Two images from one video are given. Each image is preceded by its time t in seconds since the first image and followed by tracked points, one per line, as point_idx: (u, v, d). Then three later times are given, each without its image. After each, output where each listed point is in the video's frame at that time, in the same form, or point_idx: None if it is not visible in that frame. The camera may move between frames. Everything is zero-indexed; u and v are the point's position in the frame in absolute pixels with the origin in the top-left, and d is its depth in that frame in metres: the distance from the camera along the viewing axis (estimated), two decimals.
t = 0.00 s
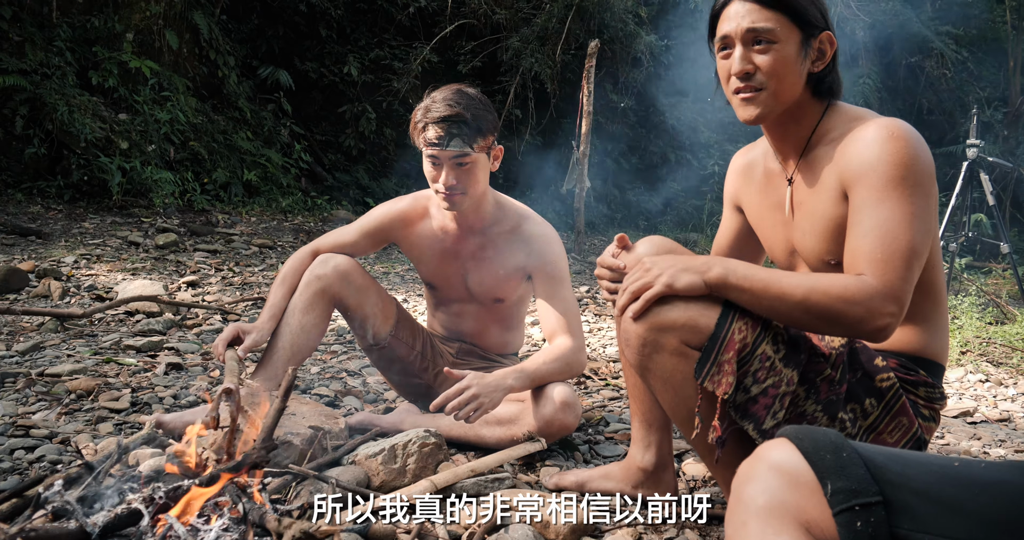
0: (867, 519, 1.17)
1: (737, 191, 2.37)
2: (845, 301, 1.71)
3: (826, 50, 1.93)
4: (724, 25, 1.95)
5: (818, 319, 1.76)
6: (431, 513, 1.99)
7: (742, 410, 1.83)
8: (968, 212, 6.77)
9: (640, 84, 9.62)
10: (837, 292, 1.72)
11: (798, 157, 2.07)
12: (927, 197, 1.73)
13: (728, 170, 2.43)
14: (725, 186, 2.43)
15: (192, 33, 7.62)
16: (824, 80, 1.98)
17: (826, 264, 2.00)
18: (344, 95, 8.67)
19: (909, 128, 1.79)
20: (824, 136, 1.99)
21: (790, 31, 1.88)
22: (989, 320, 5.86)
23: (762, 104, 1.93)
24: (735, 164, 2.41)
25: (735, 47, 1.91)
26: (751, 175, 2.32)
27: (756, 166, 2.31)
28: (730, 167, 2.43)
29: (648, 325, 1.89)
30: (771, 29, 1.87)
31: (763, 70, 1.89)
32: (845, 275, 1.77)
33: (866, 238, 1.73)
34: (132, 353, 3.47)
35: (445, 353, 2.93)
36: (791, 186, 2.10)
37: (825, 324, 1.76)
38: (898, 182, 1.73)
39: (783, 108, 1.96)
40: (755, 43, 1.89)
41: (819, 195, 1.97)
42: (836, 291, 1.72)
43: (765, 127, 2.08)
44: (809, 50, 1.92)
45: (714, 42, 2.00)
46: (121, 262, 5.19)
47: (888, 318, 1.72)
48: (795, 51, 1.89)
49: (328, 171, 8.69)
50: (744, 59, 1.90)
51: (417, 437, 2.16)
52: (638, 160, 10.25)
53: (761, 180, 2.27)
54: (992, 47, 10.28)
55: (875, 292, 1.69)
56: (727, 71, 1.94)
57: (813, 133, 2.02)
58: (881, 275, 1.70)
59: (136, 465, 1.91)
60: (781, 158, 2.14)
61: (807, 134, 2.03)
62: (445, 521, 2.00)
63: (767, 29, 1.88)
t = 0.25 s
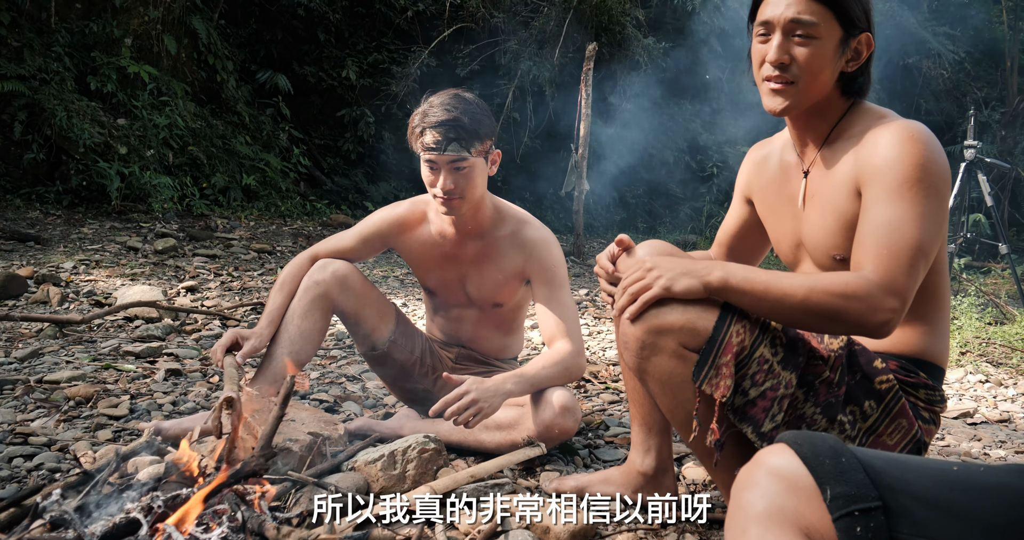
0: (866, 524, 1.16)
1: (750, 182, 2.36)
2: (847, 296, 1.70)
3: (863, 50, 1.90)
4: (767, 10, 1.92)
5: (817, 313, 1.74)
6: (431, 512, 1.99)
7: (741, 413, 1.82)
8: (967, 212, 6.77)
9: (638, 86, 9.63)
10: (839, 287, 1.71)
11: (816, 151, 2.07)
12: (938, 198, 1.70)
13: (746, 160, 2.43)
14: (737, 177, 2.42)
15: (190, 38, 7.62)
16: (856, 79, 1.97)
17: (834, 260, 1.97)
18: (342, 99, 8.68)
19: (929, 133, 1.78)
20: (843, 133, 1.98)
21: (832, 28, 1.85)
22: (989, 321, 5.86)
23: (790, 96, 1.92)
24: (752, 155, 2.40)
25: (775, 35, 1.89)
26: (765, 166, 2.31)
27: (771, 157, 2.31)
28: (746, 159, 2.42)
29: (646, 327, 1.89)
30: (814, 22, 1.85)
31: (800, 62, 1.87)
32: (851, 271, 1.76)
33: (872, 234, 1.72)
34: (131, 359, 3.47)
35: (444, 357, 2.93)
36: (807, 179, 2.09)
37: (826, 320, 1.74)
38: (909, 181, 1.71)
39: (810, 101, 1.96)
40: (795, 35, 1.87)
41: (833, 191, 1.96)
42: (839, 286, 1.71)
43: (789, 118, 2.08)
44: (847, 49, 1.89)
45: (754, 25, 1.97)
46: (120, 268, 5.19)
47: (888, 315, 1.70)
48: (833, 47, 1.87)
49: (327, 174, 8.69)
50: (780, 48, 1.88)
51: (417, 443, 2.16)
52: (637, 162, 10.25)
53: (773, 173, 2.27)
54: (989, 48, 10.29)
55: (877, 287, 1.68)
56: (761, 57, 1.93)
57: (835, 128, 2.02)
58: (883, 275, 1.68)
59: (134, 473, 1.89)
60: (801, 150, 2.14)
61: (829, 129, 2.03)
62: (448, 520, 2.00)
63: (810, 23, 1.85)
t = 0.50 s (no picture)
0: (853, 532, 1.18)
1: (757, 186, 2.38)
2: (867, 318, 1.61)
3: (860, 63, 1.89)
4: (763, 20, 1.96)
5: (840, 334, 1.64)
6: (430, 512, 2.02)
7: (737, 416, 1.84)
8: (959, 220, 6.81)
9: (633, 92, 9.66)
10: (863, 308, 1.61)
11: (820, 159, 2.08)
12: (946, 216, 1.68)
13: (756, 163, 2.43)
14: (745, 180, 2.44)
15: (185, 40, 7.61)
16: (853, 93, 1.98)
17: (832, 269, 1.98)
18: (338, 103, 8.68)
19: (935, 150, 1.77)
20: (848, 145, 1.99)
21: (820, 40, 1.87)
22: (980, 328, 5.89)
23: (780, 106, 1.95)
24: (759, 161, 2.41)
25: (765, 44, 1.94)
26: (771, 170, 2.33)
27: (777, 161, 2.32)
28: (756, 163, 2.43)
29: (640, 332, 1.90)
30: (802, 35, 1.88)
31: (785, 74, 1.91)
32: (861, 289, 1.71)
33: (880, 250, 1.69)
34: (123, 362, 3.45)
35: (436, 362, 2.94)
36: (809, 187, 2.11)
37: (845, 340, 1.65)
38: (917, 198, 1.69)
39: (803, 110, 1.98)
40: (784, 46, 1.90)
41: (837, 201, 1.96)
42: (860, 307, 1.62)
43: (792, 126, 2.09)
44: (840, 62, 1.90)
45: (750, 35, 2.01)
46: (113, 270, 5.17)
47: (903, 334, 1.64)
48: (821, 61, 1.89)
49: (321, 178, 8.69)
50: (768, 59, 1.93)
51: (408, 448, 2.16)
52: (632, 168, 10.28)
53: (779, 176, 2.29)
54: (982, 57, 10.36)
55: (892, 308, 1.62)
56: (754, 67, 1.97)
57: (840, 138, 2.02)
58: (897, 295, 1.64)
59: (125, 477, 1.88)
60: (806, 158, 2.14)
61: (833, 138, 2.04)
62: (445, 521, 2.03)
63: (797, 35, 1.88)
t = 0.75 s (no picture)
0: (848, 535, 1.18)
1: (755, 191, 2.39)
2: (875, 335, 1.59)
3: (858, 67, 1.91)
4: (762, 25, 1.97)
5: (852, 357, 1.61)
6: (430, 512, 2.03)
7: (732, 420, 1.89)
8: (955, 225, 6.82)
9: (632, 95, 9.68)
10: (871, 326, 1.59)
11: (819, 165, 2.08)
12: (949, 222, 1.68)
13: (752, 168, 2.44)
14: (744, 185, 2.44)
15: (184, 42, 7.60)
16: (852, 98, 1.99)
17: (834, 276, 1.98)
18: (337, 104, 8.68)
19: (936, 155, 1.76)
20: (848, 150, 1.99)
21: (820, 43, 1.88)
22: (977, 332, 5.90)
23: (780, 110, 1.95)
24: (756, 165, 2.42)
25: (765, 49, 1.94)
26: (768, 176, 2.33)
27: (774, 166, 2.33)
28: (752, 168, 2.44)
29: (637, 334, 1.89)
30: (802, 39, 1.88)
31: (786, 78, 1.92)
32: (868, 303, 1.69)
33: (885, 259, 1.68)
34: (120, 363, 3.45)
35: (433, 364, 2.93)
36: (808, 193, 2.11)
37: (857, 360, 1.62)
38: (920, 204, 1.68)
39: (803, 115, 1.99)
40: (783, 51, 1.92)
41: (839, 208, 1.95)
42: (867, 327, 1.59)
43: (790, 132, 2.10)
44: (840, 66, 1.91)
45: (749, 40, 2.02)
46: (110, 272, 5.17)
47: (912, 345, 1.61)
48: (822, 64, 1.90)
49: (319, 180, 8.69)
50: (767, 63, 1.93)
51: (405, 450, 2.16)
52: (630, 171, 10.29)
53: (775, 181, 2.30)
54: (980, 61, 10.39)
55: (900, 320, 1.60)
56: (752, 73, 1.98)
57: (838, 143, 2.03)
58: (904, 305, 1.62)
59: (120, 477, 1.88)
60: (805, 165, 2.14)
61: (832, 144, 2.04)
62: (444, 522, 2.04)
63: (797, 39, 1.89)
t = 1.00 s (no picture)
0: (846, 521, 1.18)
1: (750, 186, 2.38)
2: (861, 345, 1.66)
3: (833, 63, 1.89)
4: (735, 28, 1.95)
5: (850, 377, 1.68)
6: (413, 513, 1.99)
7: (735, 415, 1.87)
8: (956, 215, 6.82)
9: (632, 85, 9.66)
10: (859, 340, 1.66)
11: (809, 159, 2.08)
12: (939, 211, 1.68)
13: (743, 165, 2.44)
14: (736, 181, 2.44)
15: (183, 30, 7.56)
16: (830, 95, 1.96)
17: (828, 268, 1.99)
18: (336, 93, 8.66)
19: (923, 142, 1.76)
20: (837, 143, 1.98)
21: (791, 43, 1.86)
22: (976, 323, 5.91)
23: (758, 111, 1.93)
24: (747, 160, 2.42)
25: (737, 51, 1.93)
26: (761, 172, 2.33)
27: (767, 162, 2.32)
28: (743, 163, 2.44)
29: (634, 323, 1.90)
30: (774, 39, 1.86)
31: (760, 79, 1.89)
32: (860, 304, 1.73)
33: (875, 256, 1.70)
34: (120, 351, 3.46)
35: (432, 352, 2.94)
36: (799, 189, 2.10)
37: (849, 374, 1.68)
38: (908, 196, 1.69)
39: (781, 113, 1.96)
40: (756, 52, 1.89)
41: (829, 202, 1.95)
42: (855, 341, 1.66)
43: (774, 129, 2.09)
44: (814, 63, 1.89)
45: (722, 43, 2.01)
46: (110, 261, 5.17)
47: (903, 340, 1.66)
48: (795, 64, 1.88)
49: (319, 169, 8.68)
50: (740, 66, 1.92)
51: (405, 437, 2.17)
52: (630, 161, 10.27)
53: (770, 177, 2.29)
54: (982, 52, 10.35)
55: (887, 321, 1.65)
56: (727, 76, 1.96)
57: (827, 136, 2.02)
58: (893, 305, 1.66)
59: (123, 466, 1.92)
60: (793, 160, 2.14)
61: (819, 138, 2.04)
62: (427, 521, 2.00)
63: (768, 40, 1.87)
